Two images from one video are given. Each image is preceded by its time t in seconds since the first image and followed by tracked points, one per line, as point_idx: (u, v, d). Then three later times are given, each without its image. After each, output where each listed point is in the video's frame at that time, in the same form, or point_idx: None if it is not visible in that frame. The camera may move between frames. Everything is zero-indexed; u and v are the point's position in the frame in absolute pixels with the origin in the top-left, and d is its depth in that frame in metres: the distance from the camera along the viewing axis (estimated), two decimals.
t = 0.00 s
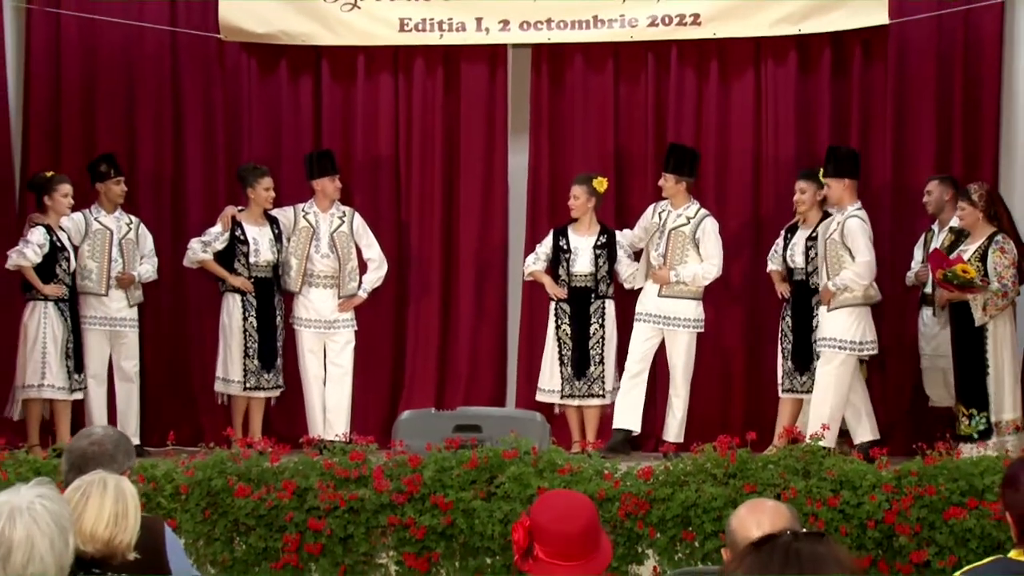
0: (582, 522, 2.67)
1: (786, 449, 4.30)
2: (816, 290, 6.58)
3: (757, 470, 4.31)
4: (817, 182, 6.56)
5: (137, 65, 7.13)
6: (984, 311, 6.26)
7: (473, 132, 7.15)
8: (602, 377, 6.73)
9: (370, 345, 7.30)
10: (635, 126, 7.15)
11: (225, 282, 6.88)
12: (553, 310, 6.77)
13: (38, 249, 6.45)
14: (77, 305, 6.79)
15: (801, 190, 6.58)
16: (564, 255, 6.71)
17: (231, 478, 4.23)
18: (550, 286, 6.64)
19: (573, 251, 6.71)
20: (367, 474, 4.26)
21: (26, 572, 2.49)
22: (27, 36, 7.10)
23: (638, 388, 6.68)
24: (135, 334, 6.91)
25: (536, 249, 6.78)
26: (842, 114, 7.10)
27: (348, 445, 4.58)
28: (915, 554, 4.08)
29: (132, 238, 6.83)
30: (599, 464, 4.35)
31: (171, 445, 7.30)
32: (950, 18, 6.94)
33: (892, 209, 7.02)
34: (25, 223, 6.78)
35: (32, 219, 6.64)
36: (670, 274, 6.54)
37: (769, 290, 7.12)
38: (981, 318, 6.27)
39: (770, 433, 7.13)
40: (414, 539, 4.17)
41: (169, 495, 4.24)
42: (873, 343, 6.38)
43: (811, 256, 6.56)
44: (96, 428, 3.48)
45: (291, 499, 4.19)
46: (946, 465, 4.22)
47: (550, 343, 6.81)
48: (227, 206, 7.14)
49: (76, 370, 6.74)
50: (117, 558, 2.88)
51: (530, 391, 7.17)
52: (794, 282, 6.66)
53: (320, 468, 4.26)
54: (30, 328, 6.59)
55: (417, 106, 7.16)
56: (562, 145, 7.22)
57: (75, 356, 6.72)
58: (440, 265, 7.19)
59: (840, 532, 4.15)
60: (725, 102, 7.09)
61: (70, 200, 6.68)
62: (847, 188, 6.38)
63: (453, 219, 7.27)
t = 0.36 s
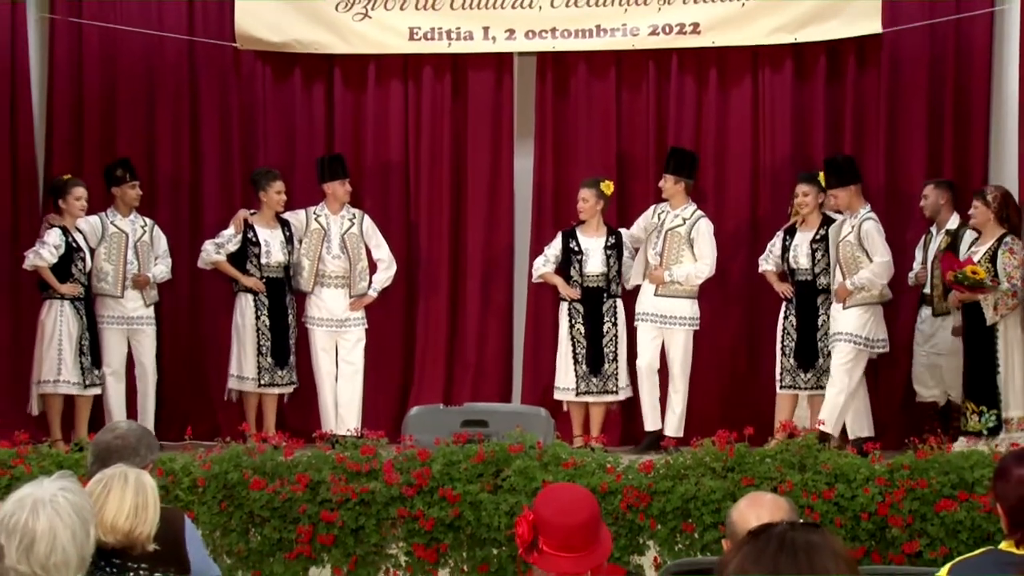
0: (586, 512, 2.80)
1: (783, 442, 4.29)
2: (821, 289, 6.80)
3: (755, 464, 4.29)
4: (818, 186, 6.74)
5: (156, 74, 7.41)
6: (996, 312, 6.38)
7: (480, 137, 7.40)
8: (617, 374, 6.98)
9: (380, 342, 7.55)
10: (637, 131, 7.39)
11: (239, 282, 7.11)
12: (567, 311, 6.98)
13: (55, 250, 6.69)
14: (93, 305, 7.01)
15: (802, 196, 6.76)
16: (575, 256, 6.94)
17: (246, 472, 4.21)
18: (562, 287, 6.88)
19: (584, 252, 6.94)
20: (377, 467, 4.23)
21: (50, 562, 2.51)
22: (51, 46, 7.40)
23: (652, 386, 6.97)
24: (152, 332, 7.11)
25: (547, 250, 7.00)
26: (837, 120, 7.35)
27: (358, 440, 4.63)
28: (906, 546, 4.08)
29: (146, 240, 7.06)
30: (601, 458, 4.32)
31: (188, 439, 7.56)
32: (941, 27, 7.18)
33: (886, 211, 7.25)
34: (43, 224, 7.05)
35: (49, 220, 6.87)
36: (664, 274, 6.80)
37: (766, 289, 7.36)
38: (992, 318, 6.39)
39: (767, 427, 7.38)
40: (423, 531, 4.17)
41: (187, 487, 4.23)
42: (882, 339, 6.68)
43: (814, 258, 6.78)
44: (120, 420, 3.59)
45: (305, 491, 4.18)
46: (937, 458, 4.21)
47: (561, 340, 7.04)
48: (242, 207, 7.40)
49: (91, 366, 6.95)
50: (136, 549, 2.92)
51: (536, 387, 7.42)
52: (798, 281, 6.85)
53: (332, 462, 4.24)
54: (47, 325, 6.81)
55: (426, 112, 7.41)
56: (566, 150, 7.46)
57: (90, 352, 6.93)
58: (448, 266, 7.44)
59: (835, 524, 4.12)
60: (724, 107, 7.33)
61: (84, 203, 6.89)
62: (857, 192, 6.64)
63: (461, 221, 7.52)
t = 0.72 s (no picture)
0: (584, 502, 2.75)
1: (778, 437, 4.52)
2: (818, 288, 7.06)
3: (751, 458, 4.52)
4: (811, 192, 6.97)
5: (173, 82, 7.70)
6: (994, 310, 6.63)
7: (485, 141, 7.66)
8: (627, 371, 7.23)
9: (388, 340, 7.81)
10: (636, 136, 7.65)
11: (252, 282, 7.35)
12: (574, 312, 7.21)
13: (74, 251, 6.94)
14: (116, 303, 7.27)
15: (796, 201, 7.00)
16: (581, 259, 7.16)
17: (260, 465, 4.46)
18: (569, 289, 7.09)
19: (590, 255, 7.17)
20: (386, 461, 4.48)
21: (70, 553, 2.66)
22: (72, 55, 7.71)
23: (653, 383, 7.23)
24: (169, 332, 7.38)
25: (553, 250, 7.20)
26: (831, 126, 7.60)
27: (369, 434, 4.87)
28: (898, 537, 4.31)
29: (168, 242, 7.31)
30: (603, 452, 4.57)
31: (203, 434, 7.82)
32: (931, 35, 7.43)
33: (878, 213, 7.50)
34: (65, 227, 7.34)
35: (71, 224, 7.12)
36: (661, 270, 7.07)
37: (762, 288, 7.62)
38: (990, 316, 6.63)
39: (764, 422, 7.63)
40: (430, 522, 4.40)
41: (202, 480, 4.47)
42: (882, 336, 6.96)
43: (811, 258, 7.02)
44: (136, 417, 3.71)
45: (316, 485, 4.42)
46: (927, 453, 4.44)
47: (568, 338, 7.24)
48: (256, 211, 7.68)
49: (110, 362, 7.23)
50: (154, 540, 2.99)
51: (539, 383, 7.68)
52: (795, 282, 7.08)
53: (343, 456, 4.49)
54: (70, 321, 7.06)
55: (433, 118, 7.68)
56: (568, 154, 7.72)
57: (110, 349, 7.20)
58: (454, 266, 7.70)
59: (829, 516, 4.38)
60: (722, 113, 7.58)
61: (106, 208, 7.14)
62: (857, 195, 6.91)
63: (467, 223, 7.79)
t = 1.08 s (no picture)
0: (584, 494, 2.92)
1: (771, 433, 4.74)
2: (811, 288, 7.31)
3: (745, 450, 4.75)
4: (802, 196, 7.19)
5: (187, 88, 7.98)
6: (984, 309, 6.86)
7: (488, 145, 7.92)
8: (623, 367, 7.47)
9: (395, 337, 8.07)
10: (635, 140, 7.91)
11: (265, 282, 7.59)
12: (571, 311, 7.43)
13: (93, 252, 7.20)
14: (135, 302, 7.53)
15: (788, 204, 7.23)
16: (577, 259, 7.39)
17: (271, 459, 4.71)
18: (566, 289, 7.31)
19: (586, 256, 7.39)
20: (393, 455, 4.73)
21: (87, 544, 2.76)
22: (89, 63, 8.01)
23: (647, 378, 7.53)
24: (186, 330, 7.66)
25: (550, 251, 7.42)
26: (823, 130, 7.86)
27: (376, 429, 5.11)
28: (887, 529, 4.53)
29: (186, 244, 7.60)
30: (602, 446, 4.83)
31: (216, 428, 8.08)
32: (920, 43, 7.69)
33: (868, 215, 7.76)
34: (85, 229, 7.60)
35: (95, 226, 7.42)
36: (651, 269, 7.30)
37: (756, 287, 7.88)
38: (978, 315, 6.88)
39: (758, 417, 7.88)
40: (435, 514, 4.66)
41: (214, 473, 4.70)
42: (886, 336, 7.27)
43: (805, 258, 7.27)
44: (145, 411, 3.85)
45: (324, 478, 4.67)
46: (915, 448, 4.67)
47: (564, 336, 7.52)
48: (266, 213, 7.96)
49: (133, 360, 7.47)
50: (170, 532, 3.14)
51: (541, 379, 7.94)
52: (788, 283, 7.34)
53: (351, 450, 4.74)
54: (90, 320, 7.34)
55: (438, 122, 7.94)
56: (569, 158, 7.98)
57: (129, 346, 7.44)
58: (458, 266, 7.96)
59: (821, 508, 4.59)
60: (717, 118, 7.84)
61: (128, 211, 7.41)
62: (857, 196, 7.20)
63: (471, 224, 8.05)
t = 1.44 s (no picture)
0: (581, 488, 3.01)
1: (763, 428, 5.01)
2: (804, 287, 7.58)
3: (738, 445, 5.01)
4: (794, 196, 7.43)
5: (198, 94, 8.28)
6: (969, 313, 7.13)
7: (489, 149, 8.18)
8: (607, 364, 7.73)
9: (399, 335, 8.34)
10: (632, 144, 8.17)
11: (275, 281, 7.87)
12: (560, 309, 7.70)
13: (110, 253, 7.49)
14: (150, 301, 7.80)
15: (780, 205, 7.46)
16: (567, 259, 7.66)
17: (279, 453, 4.97)
18: (555, 287, 7.57)
19: (576, 255, 7.67)
20: (397, 449, 4.99)
21: (102, 535, 2.95)
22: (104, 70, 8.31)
23: (641, 375, 7.78)
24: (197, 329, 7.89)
25: (541, 250, 7.67)
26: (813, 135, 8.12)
27: (380, 424, 5.36)
28: (875, 520, 4.79)
29: (200, 245, 7.84)
30: (599, 441, 5.10)
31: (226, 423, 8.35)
32: (907, 50, 7.93)
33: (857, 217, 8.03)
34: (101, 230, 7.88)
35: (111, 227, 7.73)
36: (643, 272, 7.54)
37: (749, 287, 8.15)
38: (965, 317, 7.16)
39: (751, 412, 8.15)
40: (437, 507, 4.92)
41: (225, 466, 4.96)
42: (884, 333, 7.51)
43: (800, 258, 7.54)
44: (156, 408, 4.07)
45: (331, 471, 4.94)
46: (902, 442, 4.92)
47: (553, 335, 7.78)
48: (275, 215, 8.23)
49: (144, 356, 7.76)
50: (182, 524, 3.37)
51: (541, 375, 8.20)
52: (783, 281, 7.57)
53: (356, 444, 5.00)
54: (104, 318, 7.66)
55: (441, 127, 8.21)
56: (569, 162, 8.24)
57: (142, 344, 7.73)
58: (461, 266, 8.23)
59: (811, 501, 4.85)
60: (711, 123, 8.11)
61: (141, 213, 7.69)
62: (856, 198, 7.44)
63: (473, 226, 8.32)
